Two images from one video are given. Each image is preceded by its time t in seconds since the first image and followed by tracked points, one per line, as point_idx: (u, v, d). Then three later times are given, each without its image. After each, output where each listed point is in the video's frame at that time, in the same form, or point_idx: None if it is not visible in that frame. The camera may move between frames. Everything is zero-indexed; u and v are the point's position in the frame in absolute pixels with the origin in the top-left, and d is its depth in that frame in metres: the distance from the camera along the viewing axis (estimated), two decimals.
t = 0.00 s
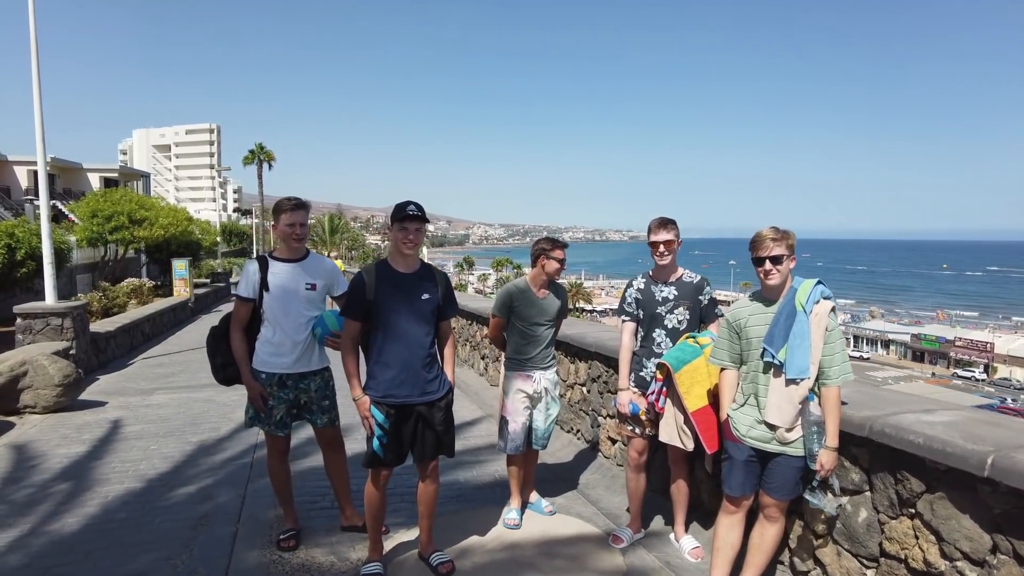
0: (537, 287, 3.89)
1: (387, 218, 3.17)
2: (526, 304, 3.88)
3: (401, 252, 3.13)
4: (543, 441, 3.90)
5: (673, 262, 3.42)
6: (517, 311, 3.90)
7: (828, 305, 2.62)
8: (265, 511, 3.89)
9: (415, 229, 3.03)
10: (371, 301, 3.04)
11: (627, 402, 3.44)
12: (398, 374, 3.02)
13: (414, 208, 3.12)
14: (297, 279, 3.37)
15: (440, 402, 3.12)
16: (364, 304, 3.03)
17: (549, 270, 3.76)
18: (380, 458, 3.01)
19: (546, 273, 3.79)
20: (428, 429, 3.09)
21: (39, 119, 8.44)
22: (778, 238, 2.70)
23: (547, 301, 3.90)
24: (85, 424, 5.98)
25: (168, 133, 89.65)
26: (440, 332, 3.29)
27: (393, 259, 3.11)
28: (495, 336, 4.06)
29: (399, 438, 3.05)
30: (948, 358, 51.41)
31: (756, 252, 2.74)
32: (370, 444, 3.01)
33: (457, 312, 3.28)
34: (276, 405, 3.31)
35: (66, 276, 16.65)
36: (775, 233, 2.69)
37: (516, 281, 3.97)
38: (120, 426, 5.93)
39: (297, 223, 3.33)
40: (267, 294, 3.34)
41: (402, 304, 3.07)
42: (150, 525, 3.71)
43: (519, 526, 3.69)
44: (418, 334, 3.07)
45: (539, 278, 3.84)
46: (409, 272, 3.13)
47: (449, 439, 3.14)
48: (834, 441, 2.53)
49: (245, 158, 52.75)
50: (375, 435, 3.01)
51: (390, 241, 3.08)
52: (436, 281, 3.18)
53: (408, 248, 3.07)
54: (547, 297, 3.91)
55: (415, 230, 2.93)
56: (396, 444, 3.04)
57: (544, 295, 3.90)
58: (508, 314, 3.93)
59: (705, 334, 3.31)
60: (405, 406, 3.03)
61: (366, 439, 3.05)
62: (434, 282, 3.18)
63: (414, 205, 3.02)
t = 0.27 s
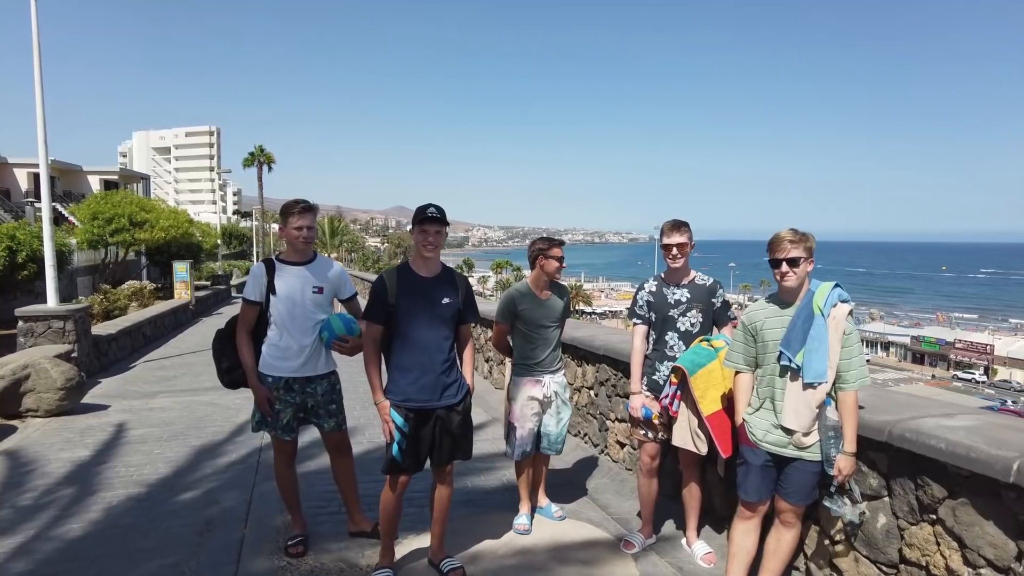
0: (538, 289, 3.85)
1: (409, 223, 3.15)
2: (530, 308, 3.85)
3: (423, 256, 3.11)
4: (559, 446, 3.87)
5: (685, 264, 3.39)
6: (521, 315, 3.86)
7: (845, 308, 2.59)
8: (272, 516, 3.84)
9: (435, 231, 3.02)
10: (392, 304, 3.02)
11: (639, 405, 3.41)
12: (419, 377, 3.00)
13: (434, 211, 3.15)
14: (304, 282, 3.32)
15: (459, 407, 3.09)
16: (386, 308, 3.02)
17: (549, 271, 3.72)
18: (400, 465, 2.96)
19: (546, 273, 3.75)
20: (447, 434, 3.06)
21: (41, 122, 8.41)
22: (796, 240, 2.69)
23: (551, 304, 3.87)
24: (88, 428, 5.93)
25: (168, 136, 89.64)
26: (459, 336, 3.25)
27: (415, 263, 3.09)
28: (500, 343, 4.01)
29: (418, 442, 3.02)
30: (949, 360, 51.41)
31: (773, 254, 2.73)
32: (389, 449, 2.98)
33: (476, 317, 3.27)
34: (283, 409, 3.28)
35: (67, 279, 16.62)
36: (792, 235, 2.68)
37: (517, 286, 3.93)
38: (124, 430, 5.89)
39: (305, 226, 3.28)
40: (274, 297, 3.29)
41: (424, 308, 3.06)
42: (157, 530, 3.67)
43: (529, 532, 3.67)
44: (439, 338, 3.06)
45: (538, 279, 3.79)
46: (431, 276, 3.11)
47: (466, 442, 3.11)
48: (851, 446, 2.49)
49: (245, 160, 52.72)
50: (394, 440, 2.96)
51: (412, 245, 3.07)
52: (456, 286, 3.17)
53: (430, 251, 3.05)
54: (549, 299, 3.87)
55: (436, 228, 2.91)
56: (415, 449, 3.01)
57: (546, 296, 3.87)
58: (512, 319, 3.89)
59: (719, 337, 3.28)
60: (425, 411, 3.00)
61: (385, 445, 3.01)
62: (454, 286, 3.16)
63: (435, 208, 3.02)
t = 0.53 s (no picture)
0: (541, 292, 3.83)
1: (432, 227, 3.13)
2: (535, 311, 3.81)
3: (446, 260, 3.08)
4: (578, 446, 3.84)
5: (694, 266, 3.36)
6: (524, 319, 3.81)
7: (858, 310, 2.57)
8: (276, 520, 3.80)
9: (460, 235, 3.00)
10: (414, 308, 3.00)
11: (649, 409, 3.38)
12: (438, 381, 2.97)
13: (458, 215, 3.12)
14: (307, 284, 3.28)
15: (477, 411, 3.06)
16: (408, 312, 3.01)
17: (550, 271, 3.69)
18: (422, 470, 2.93)
19: (548, 275, 3.73)
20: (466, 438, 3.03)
21: (42, 124, 8.38)
22: (809, 241, 2.67)
23: (554, 306, 3.84)
24: (89, 431, 5.89)
25: (168, 139, 89.64)
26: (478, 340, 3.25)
27: (438, 266, 3.05)
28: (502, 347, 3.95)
29: (438, 446, 2.99)
30: (949, 361, 51.38)
31: (785, 255, 2.71)
32: (411, 454, 2.95)
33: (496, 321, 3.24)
34: (286, 413, 3.24)
35: (67, 282, 16.58)
36: (804, 236, 2.66)
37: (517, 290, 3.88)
38: (125, 434, 5.85)
39: (308, 229, 3.24)
40: (277, 299, 3.26)
41: (445, 312, 3.03)
42: (160, 535, 3.63)
43: (537, 536, 3.62)
44: (459, 342, 3.03)
45: (541, 283, 3.79)
46: (452, 281, 3.08)
47: (484, 445, 3.11)
48: (865, 449, 2.46)
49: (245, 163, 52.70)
50: (415, 444, 2.95)
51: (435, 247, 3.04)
52: (477, 290, 3.13)
53: (454, 255, 3.03)
54: (552, 300, 3.84)
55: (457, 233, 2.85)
56: (435, 454, 2.97)
57: (549, 299, 3.83)
58: (515, 323, 3.84)
59: (729, 338, 3.24)
60: (443, 414, 2.97)
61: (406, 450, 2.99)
62: (475, 290, 3.13)
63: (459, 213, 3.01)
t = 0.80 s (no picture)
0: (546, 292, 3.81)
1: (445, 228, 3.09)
2: (540, 312, 3.78)
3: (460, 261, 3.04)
4: (579, 451, 3.78)
5: (697, 266, 3.33)
6: (529, 319, 3.79)
7: (864, 309, 2.54)
8: (276, 523, 3.77)
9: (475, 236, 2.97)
10: (427, 307, 2.95)
11: (652, 410, 3.35)
12: (448, 381, 2.94)
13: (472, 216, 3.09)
14: (305, 285, 3.25)
15: (485, 412, 3.04)
16: (420, 311, 2.96)
17: (554, 270, 3.70)
18: (427, 465, 2.89)
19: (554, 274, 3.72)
20: (472, 437, 3.00)
21: (41, 126, 8.35)
22: (814, 240, 2.64)
23: (559, 307, 3.80)
24: (88, 434, 5.86)
25: (168, 140, 89.66)
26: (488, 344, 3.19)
27: (452, 267, 3.02)
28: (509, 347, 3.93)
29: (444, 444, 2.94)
30: (949, 361, 51.34)
31: (790, 254, 2.68)
32: (415, 448, 2.90)
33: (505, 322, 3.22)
34: (285, 415, 3.22)
35: (67, 284, 16.55)
36: (810, 236, 2.64)
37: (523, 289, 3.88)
38: (124, 436, 5.82)
39: (305, 231, 3.20)
40: (275, 301, 3.23)
41: (458, 312, 2.99)
42: (159, 539, 3.60)
43: (538, 539, 3.61)
44: (470, 343, 3.00)
45: (545, 283, 3.78)
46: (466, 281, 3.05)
47: (489, 446, 3.06)
48: (871, 450, 2.44)
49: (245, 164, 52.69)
50: (421, 438, 2.90)
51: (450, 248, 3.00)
52: (489, 291, 3.11)
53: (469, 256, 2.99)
54: (558, 300, 3.82)
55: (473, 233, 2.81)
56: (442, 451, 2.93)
57: (555, 298, 3.81)
58: (520, 323, 3.82)
59: (733, 339, 3.21)
60: (452, 414, 2.95)
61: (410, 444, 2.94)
62: (487, 291, 3.10)
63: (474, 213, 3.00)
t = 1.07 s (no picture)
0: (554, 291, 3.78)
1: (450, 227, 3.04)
2: (544, 311, 3.76)
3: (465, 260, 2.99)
4: (576, 455, 3.74)
5: (693, 266, 3.30)
6: (534, 316, 3.77)
7: (863, 309, 2.50)
8: (269, 526, 3.73)
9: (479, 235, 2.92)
10: (429, 305, 2.91)
11: (648, 411, 3.31)
12: (444, 380, 2.90)
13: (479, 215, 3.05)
14: (296, 286, 3.22)
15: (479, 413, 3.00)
16: (422, 308, 2.91)
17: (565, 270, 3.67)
18: (416, 463, 2.85)
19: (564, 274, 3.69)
20: (464, 437, 2.96)
21: (36, 127, 8.32)
22: (813, 239, 2.61)
23: (566, 306, 3.78)
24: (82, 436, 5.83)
25: (167, 141, 89.65)
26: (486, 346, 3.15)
27: (457, 267, 2.97)
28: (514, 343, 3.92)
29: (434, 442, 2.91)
30: (949, 360, 51.33)
31: (789, 253, 2.64)
32: (405, 445, 2.87)
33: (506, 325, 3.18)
34: (278, 417, 3.17)
35: (66, 285, 16.53)
36: (809, 233, 2.60)
37: (531, 285, 3.86)
38: (119, 438, 5.78)
39: (295, 230, 3.18)
40: (266, 301, 3.19)
41: (460, 311, 2.95)
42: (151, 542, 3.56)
43: (533, 542, 3.58)
44: (470, 342, 2.95)
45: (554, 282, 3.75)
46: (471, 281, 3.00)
47: (480, 449, 3.01)
48: (870, 452, 2.41)
49: (244, 165, 52.67)
50: (411, 436, 2.86)
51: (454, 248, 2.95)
52: (492, 293, 3.07)
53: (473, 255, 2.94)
54: (565, 300, 3.80)
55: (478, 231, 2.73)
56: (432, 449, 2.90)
57: (563, 298, 3.79)
58: (525, 320, 3.80)
59: (729, 338, 3.17)
60: (445, 413, 2.91)
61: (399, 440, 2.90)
62: (490, 292, 3.06)
63: (479, 213, 2.97)
